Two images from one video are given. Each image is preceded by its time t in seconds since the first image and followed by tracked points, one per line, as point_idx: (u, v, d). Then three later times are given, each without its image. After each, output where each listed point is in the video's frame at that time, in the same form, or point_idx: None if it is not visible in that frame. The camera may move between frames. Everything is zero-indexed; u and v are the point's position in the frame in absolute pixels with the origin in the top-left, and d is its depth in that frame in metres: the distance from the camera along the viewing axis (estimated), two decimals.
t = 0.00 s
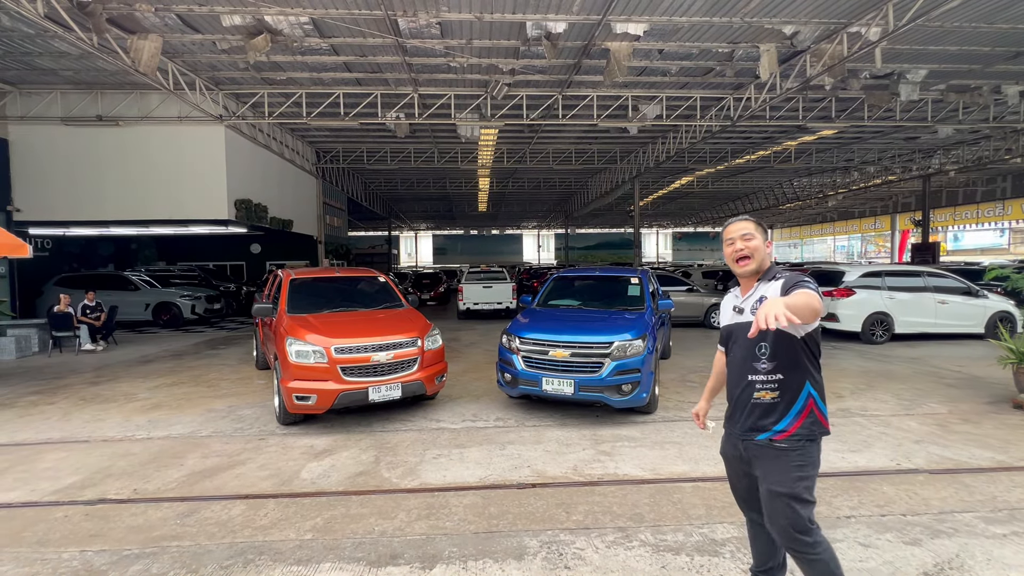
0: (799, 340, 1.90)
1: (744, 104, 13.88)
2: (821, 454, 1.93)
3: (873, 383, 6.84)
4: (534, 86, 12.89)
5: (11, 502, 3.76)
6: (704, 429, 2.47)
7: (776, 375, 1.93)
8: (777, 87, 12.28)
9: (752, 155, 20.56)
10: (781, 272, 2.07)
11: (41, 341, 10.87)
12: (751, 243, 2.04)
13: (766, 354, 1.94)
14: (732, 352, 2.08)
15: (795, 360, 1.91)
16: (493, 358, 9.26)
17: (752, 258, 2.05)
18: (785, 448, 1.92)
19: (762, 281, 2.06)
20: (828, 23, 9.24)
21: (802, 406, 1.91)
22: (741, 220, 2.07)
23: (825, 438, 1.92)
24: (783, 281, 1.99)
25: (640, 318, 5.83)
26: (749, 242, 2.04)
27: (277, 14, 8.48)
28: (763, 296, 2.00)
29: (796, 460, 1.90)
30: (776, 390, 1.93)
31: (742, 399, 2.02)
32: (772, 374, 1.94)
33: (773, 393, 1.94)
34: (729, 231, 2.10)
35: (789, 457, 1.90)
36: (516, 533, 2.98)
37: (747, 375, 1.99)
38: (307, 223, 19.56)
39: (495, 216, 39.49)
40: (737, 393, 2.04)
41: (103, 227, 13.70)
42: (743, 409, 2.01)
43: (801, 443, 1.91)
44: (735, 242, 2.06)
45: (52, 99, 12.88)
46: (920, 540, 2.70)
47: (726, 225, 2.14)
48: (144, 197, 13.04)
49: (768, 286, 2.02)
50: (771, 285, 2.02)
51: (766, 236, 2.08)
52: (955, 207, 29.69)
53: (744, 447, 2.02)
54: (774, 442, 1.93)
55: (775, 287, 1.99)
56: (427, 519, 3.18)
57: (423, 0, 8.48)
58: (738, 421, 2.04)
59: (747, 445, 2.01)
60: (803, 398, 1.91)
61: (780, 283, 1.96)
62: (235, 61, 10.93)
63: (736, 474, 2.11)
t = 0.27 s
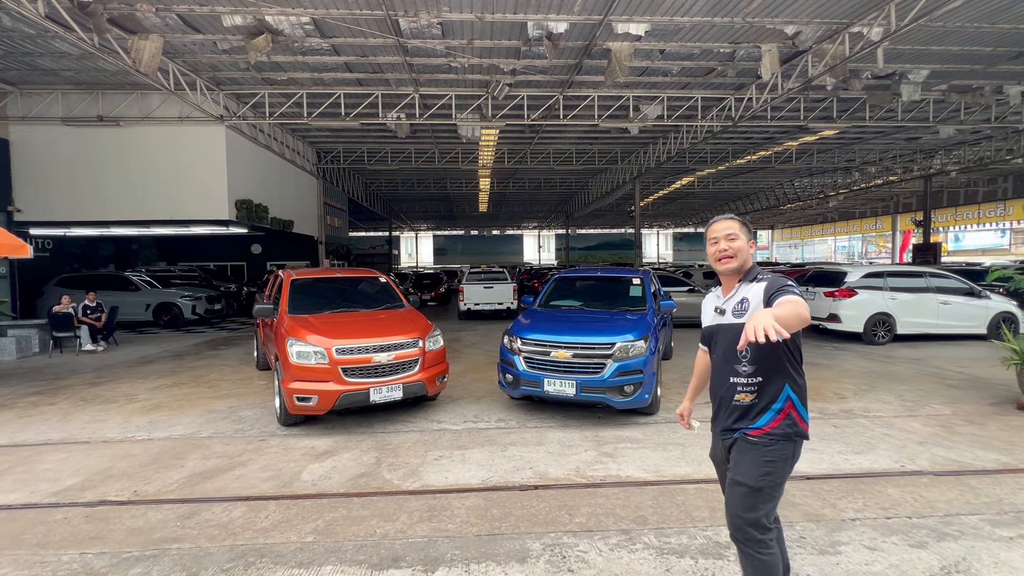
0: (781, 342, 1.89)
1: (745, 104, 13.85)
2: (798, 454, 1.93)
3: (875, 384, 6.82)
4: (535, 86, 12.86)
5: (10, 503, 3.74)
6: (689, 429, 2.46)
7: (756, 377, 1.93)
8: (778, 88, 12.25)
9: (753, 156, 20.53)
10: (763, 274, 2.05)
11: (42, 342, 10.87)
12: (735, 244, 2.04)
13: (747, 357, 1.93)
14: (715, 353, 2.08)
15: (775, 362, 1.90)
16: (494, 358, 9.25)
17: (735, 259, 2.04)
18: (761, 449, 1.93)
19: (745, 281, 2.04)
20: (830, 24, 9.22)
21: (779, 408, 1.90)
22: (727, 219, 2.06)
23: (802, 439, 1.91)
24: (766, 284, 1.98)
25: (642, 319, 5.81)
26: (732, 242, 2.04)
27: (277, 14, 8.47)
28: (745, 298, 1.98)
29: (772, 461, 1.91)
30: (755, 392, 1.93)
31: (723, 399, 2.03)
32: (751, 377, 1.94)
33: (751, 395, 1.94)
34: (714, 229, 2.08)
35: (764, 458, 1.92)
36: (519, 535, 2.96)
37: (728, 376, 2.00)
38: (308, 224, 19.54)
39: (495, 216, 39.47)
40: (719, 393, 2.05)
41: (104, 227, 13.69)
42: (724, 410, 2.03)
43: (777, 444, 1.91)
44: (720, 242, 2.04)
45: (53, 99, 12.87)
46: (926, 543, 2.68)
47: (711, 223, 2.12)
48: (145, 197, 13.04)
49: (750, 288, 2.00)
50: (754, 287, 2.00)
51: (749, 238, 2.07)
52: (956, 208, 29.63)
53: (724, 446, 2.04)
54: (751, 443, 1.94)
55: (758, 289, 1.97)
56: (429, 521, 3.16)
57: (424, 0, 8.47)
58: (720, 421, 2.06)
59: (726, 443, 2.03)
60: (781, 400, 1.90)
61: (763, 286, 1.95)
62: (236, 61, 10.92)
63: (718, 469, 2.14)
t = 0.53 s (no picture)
0: (768, 352, 1.84)
1: (747, 104, 13.81)
2: (782, 468, 1.90)
3: (879, 385, 6.79)
4: (536, 86, 12.84)
5: (11, 505, 3.73)
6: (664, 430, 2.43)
7: (740, 386, 1.88)
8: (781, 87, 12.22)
9: (754, 156, 20.50)
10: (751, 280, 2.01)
11: (43, 342, 10.87)
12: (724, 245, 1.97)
13: (733, 365, 1.88)
14: (700, 357, 2.02)
15: (761, 372, 1.85)
16: (496, 359, 9.22)
17: (724, 261, 1.97)
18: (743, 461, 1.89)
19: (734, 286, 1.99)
20: (832, 23, 9.19)
21: (764, 420, 1.86)
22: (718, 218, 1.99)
23: (785, 454, 1.88)
24: (755, 289, 1.93)
25: (645, 320, 5.79)
26: (721, 245, 1.97)
27: (279, 14, 8.46)
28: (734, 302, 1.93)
29: (753, 474, 1.88)
30: (739, 401, 1.89)
31: (706, 407, 1.98)
32: (736, 386, 1.89)
33: (735, 404, 1.90)
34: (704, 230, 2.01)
35: (745, 471, 1.88)
36: (523, 538, 2.94)
37: (712, 384, 1.95)
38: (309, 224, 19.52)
39: (496, 216, 39.46)
40: (702, 400, 2.00)
41: (105, 228, 13.69)
42: (706, 416, 1.99)
43: (760, 457, 1.88)
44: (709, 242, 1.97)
45: (54, 100, 12.87)
46: (934, 546, 2.65)
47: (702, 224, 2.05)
48: (146, 198, 13.04)
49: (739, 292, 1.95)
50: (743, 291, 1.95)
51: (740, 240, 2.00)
52: (958, 208, 29.57)
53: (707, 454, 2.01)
54: (733, 454, 1.90)
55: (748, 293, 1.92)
56: (432, 524, 3.14)
57: (426, 0, 8.46)
58: (702, 427, 2.02)
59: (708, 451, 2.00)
60: (765, 413, 1.86)
61: (753, 291, 1.90)
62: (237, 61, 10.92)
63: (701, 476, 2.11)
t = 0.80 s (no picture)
0: (756, 351, 1.75)
1: (749, 104, 13.78)
2: (769, 480, 1.78)
3: (884, 386, 6.75)
4: (538, 86, 12.81)
5: (14, 506, 3.72)
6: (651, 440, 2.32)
7: (727, 388, 1.78)
8: (783, 88, 12.19)
9: (756, 156, 20.45)
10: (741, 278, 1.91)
11: (45, 343, 10.87)
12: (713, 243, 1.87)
13: (718, 363, 1.79)
14: (686, 357, 1.92)
15: (748, 375, 1.75)
16: (498, 360, 9.20)
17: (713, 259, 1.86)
18: (727, 469, 1.78)
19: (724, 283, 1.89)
20: (836, 23, 9.16)
21: (750, 427, 1.76)
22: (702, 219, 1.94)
23: (772, 464, 1.76)
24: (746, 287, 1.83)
25: (648, 321, 5.76)
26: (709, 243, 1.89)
27: (281, 14, 8.44)
28: (723, 299, 1.83)
29: (737, 485, 1.77)
30: (725, 404, 1.79)
31: (690, 411, 1.87)
32: (721, 389, 1.79)
33: (722, 407, 1.79)
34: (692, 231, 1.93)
35: (730, 480, 1.77)
36: (529, 540, 2.92)
37: (697, 385, 1.84)
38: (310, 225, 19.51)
39: (498, 217, 39.44)
40: (686, 403, 1.90)
41: (107, 228, 13.70)
42: (691, 421, 1.88)
43: (745, 466, 1.76)
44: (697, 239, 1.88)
45: (56, 100, 12.88)
46: (944, 550, 2.63)
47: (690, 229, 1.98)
48: (148, 198, 13.05)
49: (730, 290, 1.85)
50: (734, 288, 1.85)
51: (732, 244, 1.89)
52: (961, 208, 29.48)
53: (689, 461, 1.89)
54: (717, 461, 1.79)
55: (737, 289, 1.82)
56: (436, 526, 3.12)
57: (428, 0, 8.44)
58: (686, 433, 1.91)
59: (690, 460, 1.88)
60: (752, 418, 1.75)
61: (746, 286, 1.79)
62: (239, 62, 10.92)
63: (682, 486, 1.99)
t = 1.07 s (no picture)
0: (745, 352, 1.67)
1: (752, 105, 13.74)
2: (767, 488, 1.69)
3: (889, 387, 6.71)
4: (541, 86, 12.79)
5: (17, 508, 3.71)
6: (640, 448, 2.25)
7: (719, 393, 1.70)
8: (787, 88, 12.15)
9: (759, 156, 20.41)
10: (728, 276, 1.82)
11: (48, 343, 10.88)
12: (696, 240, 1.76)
13: (709, 367, 1.71)
14: (676, 363, 1.84)
15: (741, 377, 1.68)
16: (501, 361, 9.17)
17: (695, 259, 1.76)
18: (723, 479, 1.68)
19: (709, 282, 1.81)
20: (840, 23, 9.13)
21: (746, 432, 1.67)
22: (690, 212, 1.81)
23: (770, 470, 1.68)
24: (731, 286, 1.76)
25: (651, 321, 5.73)
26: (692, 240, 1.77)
27: (284, 15, 8.43)
28: (707, 299, 1.75)
29: (734, 495, 1.67)
30: (720, 410, 1.70)
31: (682, 419, 1.78)
32: (714, 393, 1.70)
33: (716, 414, 1.70)
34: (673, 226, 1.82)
35: (726, 490, 1.67)
36: (535, 544, 2.90)
37: (689, 390, 1.76)
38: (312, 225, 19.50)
39: (499, 217, 39.41)
40: (677, 410, 1.81)
41: (109, 229, 13.70)
42: (684, 431, 1.78)
43: (744, 473, 1.67)
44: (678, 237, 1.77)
45: (59, 101, 12.87)
46: (956, 554, 2.60)
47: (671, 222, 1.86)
48: (151, 199, 13.05)
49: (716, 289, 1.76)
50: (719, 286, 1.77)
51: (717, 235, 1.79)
52: (964, 208, 29.41)
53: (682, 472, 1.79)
54: (712, 470, 1.69)
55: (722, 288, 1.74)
56: (442, 529, 3.10)
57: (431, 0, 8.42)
58: (679, 444, 1.81)
59: (682, 470, 1.78)
60: (749, 422, 1.67)
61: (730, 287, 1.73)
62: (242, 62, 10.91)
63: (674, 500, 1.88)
